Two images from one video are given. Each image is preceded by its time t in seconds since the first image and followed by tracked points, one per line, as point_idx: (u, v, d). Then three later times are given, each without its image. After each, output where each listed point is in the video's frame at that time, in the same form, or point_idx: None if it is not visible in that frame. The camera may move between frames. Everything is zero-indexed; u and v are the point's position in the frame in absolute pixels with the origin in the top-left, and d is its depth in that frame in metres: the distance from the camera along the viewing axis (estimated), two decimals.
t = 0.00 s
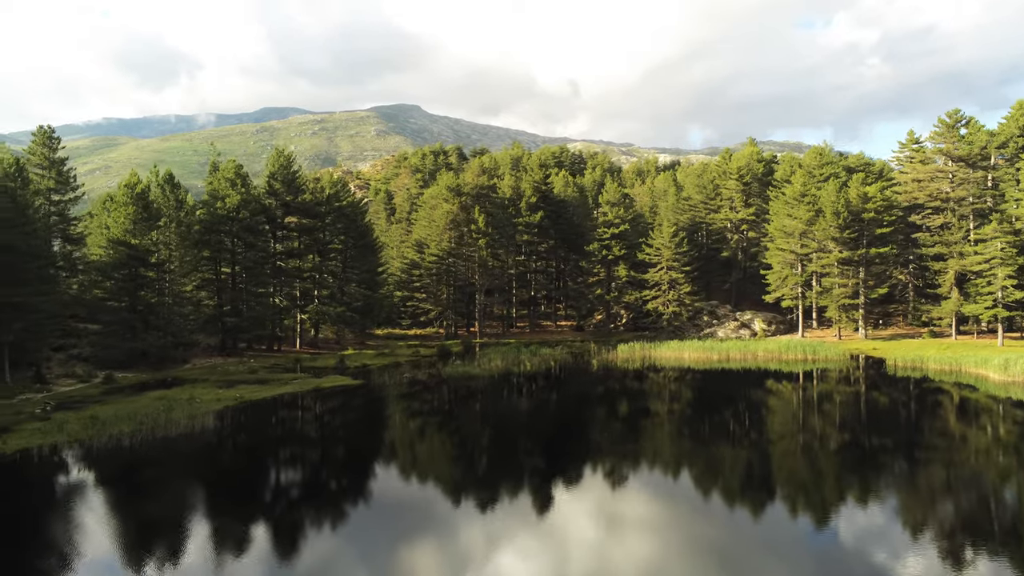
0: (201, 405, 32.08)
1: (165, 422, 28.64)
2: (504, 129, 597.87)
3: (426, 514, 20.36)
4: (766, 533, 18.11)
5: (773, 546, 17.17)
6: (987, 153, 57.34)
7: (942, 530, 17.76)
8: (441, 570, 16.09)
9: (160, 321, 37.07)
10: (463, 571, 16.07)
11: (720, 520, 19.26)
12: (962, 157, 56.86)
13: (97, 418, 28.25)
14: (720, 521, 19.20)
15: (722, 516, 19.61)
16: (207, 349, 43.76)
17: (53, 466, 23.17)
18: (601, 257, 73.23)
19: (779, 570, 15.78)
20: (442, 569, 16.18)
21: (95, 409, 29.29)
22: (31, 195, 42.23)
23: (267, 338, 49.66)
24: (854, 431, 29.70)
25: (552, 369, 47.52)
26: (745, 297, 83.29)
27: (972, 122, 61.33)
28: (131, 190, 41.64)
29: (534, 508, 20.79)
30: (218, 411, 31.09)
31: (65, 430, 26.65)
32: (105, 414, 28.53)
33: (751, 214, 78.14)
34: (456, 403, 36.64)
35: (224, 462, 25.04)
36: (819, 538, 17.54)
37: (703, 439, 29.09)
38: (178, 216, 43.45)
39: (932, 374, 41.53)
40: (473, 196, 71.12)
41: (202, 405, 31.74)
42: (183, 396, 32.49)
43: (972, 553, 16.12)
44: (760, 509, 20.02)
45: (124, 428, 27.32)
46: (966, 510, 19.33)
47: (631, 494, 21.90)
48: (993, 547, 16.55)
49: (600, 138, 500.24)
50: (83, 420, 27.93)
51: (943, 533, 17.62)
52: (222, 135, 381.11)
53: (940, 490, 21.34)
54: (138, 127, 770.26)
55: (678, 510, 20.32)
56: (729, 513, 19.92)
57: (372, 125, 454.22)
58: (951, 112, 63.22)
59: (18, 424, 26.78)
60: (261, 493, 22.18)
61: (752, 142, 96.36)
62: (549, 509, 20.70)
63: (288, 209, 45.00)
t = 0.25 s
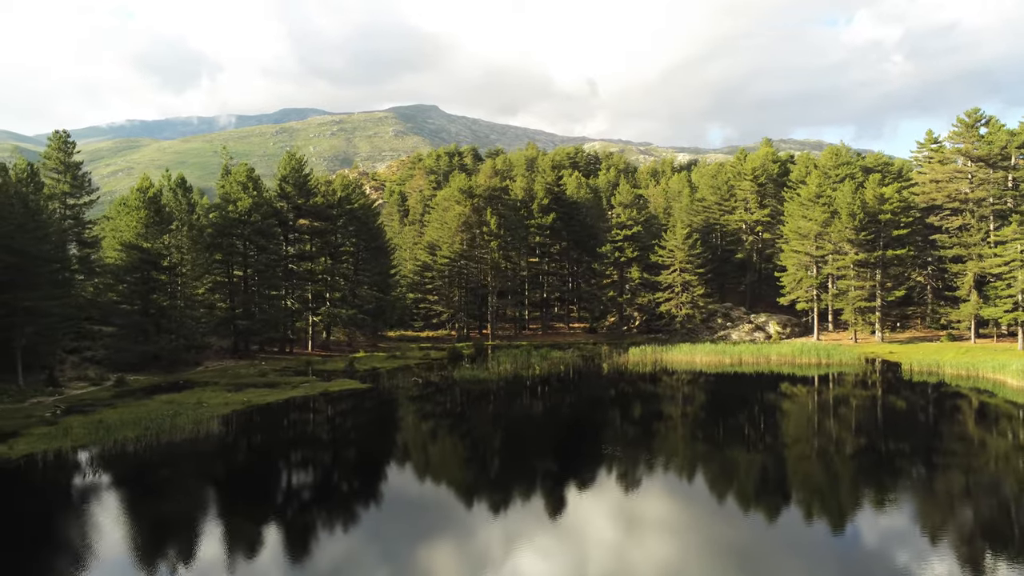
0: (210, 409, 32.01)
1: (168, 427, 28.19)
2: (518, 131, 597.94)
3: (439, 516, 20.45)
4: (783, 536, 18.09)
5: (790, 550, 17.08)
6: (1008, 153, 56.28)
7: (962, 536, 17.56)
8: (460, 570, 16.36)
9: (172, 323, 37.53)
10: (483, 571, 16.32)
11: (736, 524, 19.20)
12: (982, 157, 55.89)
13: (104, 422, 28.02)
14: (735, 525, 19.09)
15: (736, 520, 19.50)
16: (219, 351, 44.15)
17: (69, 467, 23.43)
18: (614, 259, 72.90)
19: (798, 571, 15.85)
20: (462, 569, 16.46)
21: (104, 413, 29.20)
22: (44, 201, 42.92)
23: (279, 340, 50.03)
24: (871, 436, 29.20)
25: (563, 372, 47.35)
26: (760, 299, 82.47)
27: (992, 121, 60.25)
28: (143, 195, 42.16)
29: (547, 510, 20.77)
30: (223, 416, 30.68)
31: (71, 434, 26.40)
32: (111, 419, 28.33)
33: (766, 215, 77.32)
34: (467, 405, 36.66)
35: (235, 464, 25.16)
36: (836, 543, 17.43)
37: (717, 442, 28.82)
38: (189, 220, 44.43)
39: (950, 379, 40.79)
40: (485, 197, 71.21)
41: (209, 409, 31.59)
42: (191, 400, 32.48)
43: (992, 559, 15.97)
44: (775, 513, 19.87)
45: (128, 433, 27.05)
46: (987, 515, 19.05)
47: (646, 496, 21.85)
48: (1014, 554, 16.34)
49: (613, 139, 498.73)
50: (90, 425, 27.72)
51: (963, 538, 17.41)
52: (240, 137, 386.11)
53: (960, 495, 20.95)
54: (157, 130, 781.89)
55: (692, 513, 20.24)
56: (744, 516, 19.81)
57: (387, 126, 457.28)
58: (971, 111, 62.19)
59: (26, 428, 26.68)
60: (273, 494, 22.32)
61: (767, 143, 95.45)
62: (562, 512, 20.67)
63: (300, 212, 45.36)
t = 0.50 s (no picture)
0: (214, 412, 31.93)
1: (168, 432, 28.03)
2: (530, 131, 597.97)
3: (449, 518, 20.48)
4: (798, 540, 17.89)
5: (805, 555, 16.91)
6: None
7: (980, 541, 17.30)
8: (474, 571, 16.49)
9: (182, 325, 37.92)
10: (498, 572, 16.45)
11: (748, 528, 19.03)
12: (999, 157, 55.06)
13: (109, 426, 28.01)
14: (748, 529, 18.92)
15: (749, 524, 19.32)
16: (230, 353, 44.54)
17: (81, 468, 23.65)
18: (625, 260, 72.59)
19: None
20: (476, 570, 16.53)
21: (110, 417, 29.21)
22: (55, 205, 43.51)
23: (290, 342, 50.42)
24: (886, 440, 28.68)
25: (574, 375, 47.22)
26: (772, 301, 81.76)
27: (1011, 120, 59.26)
28: (154, 198, 42.68)
29: (558, 513, 20.71)
30: (227, 420, 30.58)
31: (76, 439, 26.33)
32: (116, 423, 28.34)
33: (778, 216, 76.65)
34: (477, 408, 36.63)
35: (246, 466, 25.31)
36: (852, 548, 17.23)
37: (729, 445, 28.55)
38: (198, 223, 45.76)
39: (966, 383, 40.14)
40: (496, 199, 71.35)
41: (213, 412, 31.53)
42: (198, 402, 32.60)
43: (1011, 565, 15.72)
44: (789, 517, 19.68)
45: (131, 438, 26.99)
46: (1008, 521, 18.70)
47: (658, 498, 21.71)
48: None
49: (626, 140, 496.73)
50: (94, 429, 27.70)
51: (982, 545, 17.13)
52: (256, 138, 390.42)
53: (978, 500, 20.57)
54: (174, 133, 792.48)
55: (704, 516, 20.12)
56: (757, 520, 19.64)
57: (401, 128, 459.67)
58: (988, 111, 61.27)
59: (33, 432, 26.68)
60: (283, 496, 22.42)
61: (780, 143, 94.71)
62: (573, 514, 20.60)
63: (309, 214, 45.76)
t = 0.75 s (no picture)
0: (221, 416, 31.96)
1: (172, 437, 27.94)
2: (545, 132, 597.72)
3: (461, 520, 20.52)
4: (815, 544, 17.70)
5: (823, 559, 16.72)
6: None
7: (1001, 548, 17.00)
8: (494, 570, 16.68)
9: (194, 328, 38.36)
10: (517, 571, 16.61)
11: (764, 531, 18.86)
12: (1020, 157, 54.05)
13: (117, 430, 28.09)
14: (764, 533, 18.73)
15: (765, 528, 19.13)
16: (243, 355, 45.01)
17: (95, 470, 23.92)
18: (637, 262, 72.20)
19: None
20: (495, 569, 16.69)
21: (119, 420, 29.34)
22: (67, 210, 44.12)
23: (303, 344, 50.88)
24: (902, 445, 28.24)
25: (585, 377, 47.05)
26: (787, 303, 80.93)
27: None
28: (166, 201, 43.22)
29: (570, 515, 20.66)
30: (233, 424, 30.52)
31: (81, 443, 26.30)
32: (125, 426, 28.43)
33: (793, 217, 75.84)
34: (489, 410, 36.67)
35: (258, 468, 25.52)
36: (871, 552, 17.02)
37: (744, 449, 28.26)
38: (208, 226, 46.24)
39: (984, 387, 39.44)
40: (509, 200, 71.46)
41: (219, 416, 31.52)
42: (207, 406, 32.74)
43: None
44: (806, 520, 19.47)
45: (136, 442, 26.93)
46: None
47: (671, 502, 21.55)
48: None
49: (641, 140, 494.34)
50: (103, 433, 27.79)
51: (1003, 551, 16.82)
52: (273, 140, 394.87)
53: (998, 506, 20.20)
54: (192, 135, 803.88)
55: (719, 519, 19.94)
56: (773, 524, 19.44)
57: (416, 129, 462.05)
58: (1008, 110, 60.18)
59: (44, 435, 26.81)
60: (295, 498, 22.53)
61: (796, 143, 93.74)
62: (586, 517, 20.52)
63: (320, 216, 46.21)
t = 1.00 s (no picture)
0: (227, 419, 32.01)
1: (175, 440, 27.85)
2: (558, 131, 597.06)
3: (472, 522, 20.56)
4: (829, 548, 17.50)
5: (838, 564, 16.53)
6: None
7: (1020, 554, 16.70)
8: (509, 570, 16.78)
9: (203, 330, 38.71)
10: (533, 571, 16.72)
11: (777, 535, 18.68)
12: None
13: (123, 433, 28.11)
14: (777, 536, 18.56)
15: (778, 531, 18.96)
16: (253, 357, 45.41)
17: (107, 471, 24.18)
18: (649, 264, 71.75)
19: None
20: (510, 570, 16.78)
21: (125, 423, 29.42)
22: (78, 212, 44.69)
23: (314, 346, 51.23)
24: (917, 449, 27.82)
25: (596, 380, 46.85)
26: (800, 305, 80.12)
27: None
28: (176, 204, 43.62)
29: (581, 517, 20.61)
30: (237, 428, 30.41)
31: (87, 446, 26.27)
32: (132, 429, 28.46)
33: (806, 218, 75.06)
34: (500, 411, 36.70)
35: (269, 469, 25.72)
36: (886, 557, 16.81)
37: (756, 451, 28.01)
38: (218, 227, 46.63)
39: (1000, 391, 38.76)
40: (519, 201, 71.41)
41: (225, 419, 31.50)
42: (214, 408, 32.88)
43: None
44: (820, 524, 19.26)
45: (139, 445, 26.81)
46: None
47: (683, 505, 21.41)
48: None
49: (654, 139, 492.04)
50: (110, 436, 27.85)
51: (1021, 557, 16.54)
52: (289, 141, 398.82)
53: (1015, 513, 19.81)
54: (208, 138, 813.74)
55: (732, 522, 19.79)
56: (786, 527, 19.27)
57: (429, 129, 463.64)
58: None
59: (51, 438, 26.89)
60: (305, 498, 22.73)
61: (810, 143, 92.77)
62: (597, 519, 20.45)
63: (329, 219, 46.49)
